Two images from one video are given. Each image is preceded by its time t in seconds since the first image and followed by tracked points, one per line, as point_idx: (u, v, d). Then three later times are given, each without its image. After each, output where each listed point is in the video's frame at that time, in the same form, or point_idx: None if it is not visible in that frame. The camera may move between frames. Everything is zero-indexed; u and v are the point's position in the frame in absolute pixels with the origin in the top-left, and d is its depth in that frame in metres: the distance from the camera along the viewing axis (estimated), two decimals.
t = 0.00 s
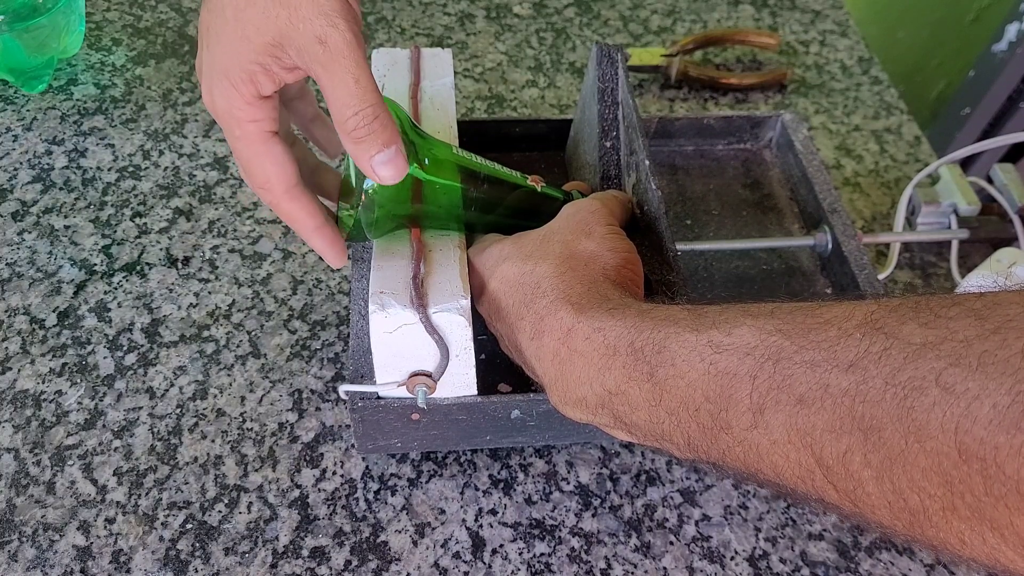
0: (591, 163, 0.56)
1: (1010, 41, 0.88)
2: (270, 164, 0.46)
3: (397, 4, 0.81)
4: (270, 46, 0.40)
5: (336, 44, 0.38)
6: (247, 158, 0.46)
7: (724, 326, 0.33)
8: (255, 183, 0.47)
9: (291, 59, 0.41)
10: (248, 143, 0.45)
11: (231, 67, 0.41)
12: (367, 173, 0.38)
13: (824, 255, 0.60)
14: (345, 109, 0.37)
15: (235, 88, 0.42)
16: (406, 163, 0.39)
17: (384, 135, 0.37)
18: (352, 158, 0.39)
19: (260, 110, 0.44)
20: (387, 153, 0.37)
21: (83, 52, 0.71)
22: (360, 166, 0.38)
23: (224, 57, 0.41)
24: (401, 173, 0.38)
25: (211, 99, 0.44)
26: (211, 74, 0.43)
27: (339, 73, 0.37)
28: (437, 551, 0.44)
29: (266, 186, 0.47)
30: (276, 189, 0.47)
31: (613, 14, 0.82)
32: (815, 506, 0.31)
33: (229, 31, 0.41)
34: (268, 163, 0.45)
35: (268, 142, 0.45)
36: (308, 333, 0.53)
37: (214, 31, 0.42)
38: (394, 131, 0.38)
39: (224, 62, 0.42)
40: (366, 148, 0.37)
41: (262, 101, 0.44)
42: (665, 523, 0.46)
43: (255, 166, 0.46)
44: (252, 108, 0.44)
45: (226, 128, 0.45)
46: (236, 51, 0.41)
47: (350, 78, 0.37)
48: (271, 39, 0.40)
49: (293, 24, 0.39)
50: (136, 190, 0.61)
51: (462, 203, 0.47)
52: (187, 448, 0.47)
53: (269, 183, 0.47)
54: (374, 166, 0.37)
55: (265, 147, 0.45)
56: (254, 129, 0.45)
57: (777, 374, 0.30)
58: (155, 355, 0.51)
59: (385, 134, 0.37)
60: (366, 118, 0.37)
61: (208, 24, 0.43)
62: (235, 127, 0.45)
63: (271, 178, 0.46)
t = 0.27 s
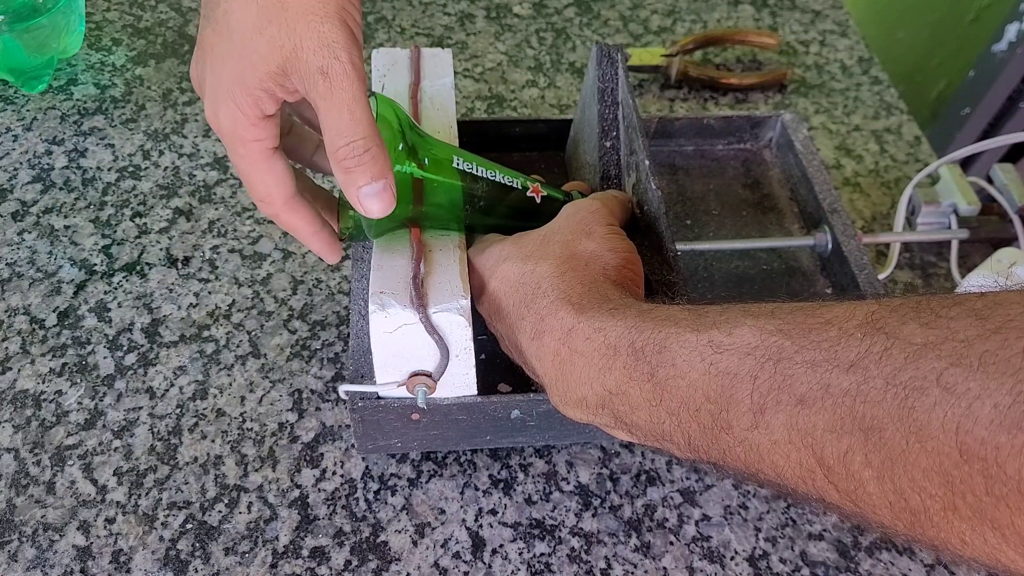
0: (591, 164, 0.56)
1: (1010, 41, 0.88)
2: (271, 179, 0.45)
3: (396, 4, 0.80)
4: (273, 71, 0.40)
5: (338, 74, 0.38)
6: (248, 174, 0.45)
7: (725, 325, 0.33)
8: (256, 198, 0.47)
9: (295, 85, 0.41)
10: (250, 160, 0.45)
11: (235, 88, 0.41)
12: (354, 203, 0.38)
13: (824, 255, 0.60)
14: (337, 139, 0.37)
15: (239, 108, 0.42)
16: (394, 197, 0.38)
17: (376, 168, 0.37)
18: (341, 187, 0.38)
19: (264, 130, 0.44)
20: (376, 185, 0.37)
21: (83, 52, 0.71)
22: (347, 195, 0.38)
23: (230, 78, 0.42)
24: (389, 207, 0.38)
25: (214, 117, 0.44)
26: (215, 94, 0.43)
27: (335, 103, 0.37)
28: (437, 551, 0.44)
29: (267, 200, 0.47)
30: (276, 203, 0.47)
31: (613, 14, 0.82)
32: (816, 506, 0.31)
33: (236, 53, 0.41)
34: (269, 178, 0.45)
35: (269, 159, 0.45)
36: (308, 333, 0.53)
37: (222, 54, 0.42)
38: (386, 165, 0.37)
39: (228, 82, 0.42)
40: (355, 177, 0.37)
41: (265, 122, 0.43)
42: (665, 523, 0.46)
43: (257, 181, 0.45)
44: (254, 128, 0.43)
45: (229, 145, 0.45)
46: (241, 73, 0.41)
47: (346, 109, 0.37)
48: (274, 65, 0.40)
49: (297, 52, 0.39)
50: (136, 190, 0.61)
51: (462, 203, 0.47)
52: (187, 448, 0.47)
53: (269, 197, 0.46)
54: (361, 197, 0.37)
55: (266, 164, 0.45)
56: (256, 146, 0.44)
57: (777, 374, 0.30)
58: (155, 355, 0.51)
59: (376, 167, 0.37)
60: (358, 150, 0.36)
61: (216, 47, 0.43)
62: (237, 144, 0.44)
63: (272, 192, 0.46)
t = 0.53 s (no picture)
0: (591, 163, 0.56)
1: (1010, 41, 0.88)
2: (270, 157, 0.45)
3: (397, 4, 0.80)
4: (273, 32, 0.40)
5: (339, 23, 0.38)
6: (247, 150, 0.45)
7: (725, 326, 0.33)
8: (255, 178, 0.47)
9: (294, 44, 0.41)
10: (249, 136, 0.45)
11: (233, 57, 0.42)
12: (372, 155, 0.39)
13: (825, 255, 0.60)
14: (350, 91, 0.38)
15: (237, 79, 0.42)
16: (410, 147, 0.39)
17: (390, 115, 0.38)
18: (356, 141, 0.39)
19: (262, 101, 0.44)
20: (392, 133, 0.38)
21: (83, 52, 0.71)
22: (364, 148, 0.38)
23: (225, 47, 0.41)
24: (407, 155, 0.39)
25: (211, 92, 0.44)
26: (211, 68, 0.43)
27: (343, 55, 0.38)
28: (437, 551, 0.44)
29: (266, 180, 0.46)
30: (276, 183, 0.46)
31: (613, 14, 0.82)
32: (816, 506, 0.31)
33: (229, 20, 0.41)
34: (268, 157, 0.45)
35: (269, 134, 0.45)
36: (308, 333, 0.53)
37: (214, 22, 0.42)
38: (398, 114, 0.38)
39: (224, 53, 0.42)
40: (371, 128, 0.38)
41: (263, 92, 0.43)
42: (665, 523, 0.46)
43: (256, 159, 0.45)
44: (253, 99, 0.43)
45: (228, 121, 0.45)
46: (237, 40, 0.41)
47: (356, 61, 0.38)
48: (272, 23, 0.40)
49: (295, 9, 0.39)
50: (136, 190, 0.61)
51: (462, 203, 0.47)
52: (187, 448, 0.47)
53: (269, 178, 0.46)
54: (379, 146, 0.38)
55: (266, 140, 0.45)
56: (255, 120, 0.44)
57: (779, 375, 0.30)
58: (155, 355, 0.51)
59: (390, 115, 0.38)
60: (372, 98, 0.38)
61: (209, 16, 0.43)
62: (236, 119, 0.44)
63: (271, 171, 0.46)
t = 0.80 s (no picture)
0: (591, 163, 0.56)
1: (1010, 41, 0.88)
2: (273, 169, 0.45)
3: (397, 4, 0.81)
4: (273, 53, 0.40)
5: (336, 52, 0.38)
6: (251, 164, 0.45)
7: (724, 326, 0.33)
8: (257, 188, 0.47)
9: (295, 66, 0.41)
10: (252, 149, 0.45)
11: (235, 74, 0.42)
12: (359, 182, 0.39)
13: (824, 255, 0.60)
14: (338, 120, 0.37)
15: (239, 95, 0.42)
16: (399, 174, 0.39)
17: (378, 146, 0.37)
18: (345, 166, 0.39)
19: (264, 116, 0.44)
20: (379, 164, 0.38)
21: (83, 52, 0.71)
22: (352, 175, 0.39)
23: (227, 64, 0.42)
24: (395, 185, 0.39)
25: (215, 107, 0.44)
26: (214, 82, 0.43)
27: (336, 84, 0.37)
28: (437, 551, 0.44)
29: (269, 191, 0.46)
30: (279, 194, 0.46)
31: (613, 14, 0.82)
32: (815, 506, 0.31)
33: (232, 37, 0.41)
34: (271, 169, 0.45)
35: (272, 147, 0.45)
36: (308, 333, 0.53)
37: (218, 38, 0.42)
38: (389, 143, 0.38)
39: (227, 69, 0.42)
40: (358, 158, 0.37)
41: (265, 108, 0.43)
42: (665, 523, 0.46)
43: (258, 171, 0.45)
44: (254, 114, 0.43)
45: (229, 134, 0.45)
46: (239, 57, 0.41)
47: (348, 91, 0.37)
48: (272, 46, 0.40)
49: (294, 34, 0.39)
50: (136, 190, 0.61)
51: (462, 203, 0.47)
52: (187, 448, 0.47)
53: (273, 188, 0.46)
54: (366, 176, 0.38)
55: (269, 153, 0.45)
56: (257, 134, 0.44)
57: (777, 375, 0.30)
58: (155, 355, 0.51)
59: (378, 145, 0.37)
60: (360, 129, 0.37)
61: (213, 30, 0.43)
62: (238, 134, 0.44)
63: (275, 183, 0.46)
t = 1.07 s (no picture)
0: (591, 163, 0.56)
1: (1010, 41, 0.88)
2: (271, 189, 0.46)
3: (397, 4, 0.80)
4: (274, 86, 0.40)
5: (335, 90, 0.38)
6: (248, 182, 0.46)
7: (724, 326, 0.33)
8: (253, 205, 0.47)
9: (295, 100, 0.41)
10: (251, 169, 0.45)
11: (238, 101, 0.42)
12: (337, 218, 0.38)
13: (824, 255, 0.60)
14: (327, 154, 0.38)
15: (242, 120, 0.42)
16: (377, 216, 0.39)
17: (362, 182, 0.37)
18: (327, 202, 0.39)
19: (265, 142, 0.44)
20: (358, 201, 0.37)
21: (83, 52, 0.71)
22: (331, 211, 0.38)
23: (231, 91, 0.42)
24: (372, 225, 0.38)
25: (217, 127, 0.44)
26: (216, 104, 0.43)
27: (331, 120, 0.38)
28: (437, 551, 0.44)
29: (265, 208, 0.47)
30: (275, 210, 0.47)
31: (613, 14, 0.82)
32: (815, 506, 0.31)
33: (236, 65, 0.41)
34: (269, 189, 0.46)
35: (271, 168, 0.45)
36: (308, 333, 0.53)
37: (221, 66, 0.42)
38: (373, 183, 0.38)
39: (229, 96, 0.42)
40: (339, 191, 0.37)
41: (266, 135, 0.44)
42: (665, 523, 0.46)
43: (255, 190, 0.46)
44: (257, 139, 0.43)
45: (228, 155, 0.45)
46: (242, 85, 0.41)
47: (341, 127, 0.38)
48: (274, 81, 0.40)
49: (297, 70, 0.39)
50: (136, 190, 0.61)
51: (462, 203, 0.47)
52: (187, 448, 0.47)
53: (269, 206, 0.47)
54: (343, 211, 0.37)
55: (267, 174, 0.45)
56: (257, 156, 0.45)
57: (776, 375, 0.30)
58: (155, 355, 0.51)
59: (362, 182, 0.37)
60: (347, 163, 0.37)
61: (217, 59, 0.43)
62: (239, 155, 0.44)
63: (270, 201, 0.46)
